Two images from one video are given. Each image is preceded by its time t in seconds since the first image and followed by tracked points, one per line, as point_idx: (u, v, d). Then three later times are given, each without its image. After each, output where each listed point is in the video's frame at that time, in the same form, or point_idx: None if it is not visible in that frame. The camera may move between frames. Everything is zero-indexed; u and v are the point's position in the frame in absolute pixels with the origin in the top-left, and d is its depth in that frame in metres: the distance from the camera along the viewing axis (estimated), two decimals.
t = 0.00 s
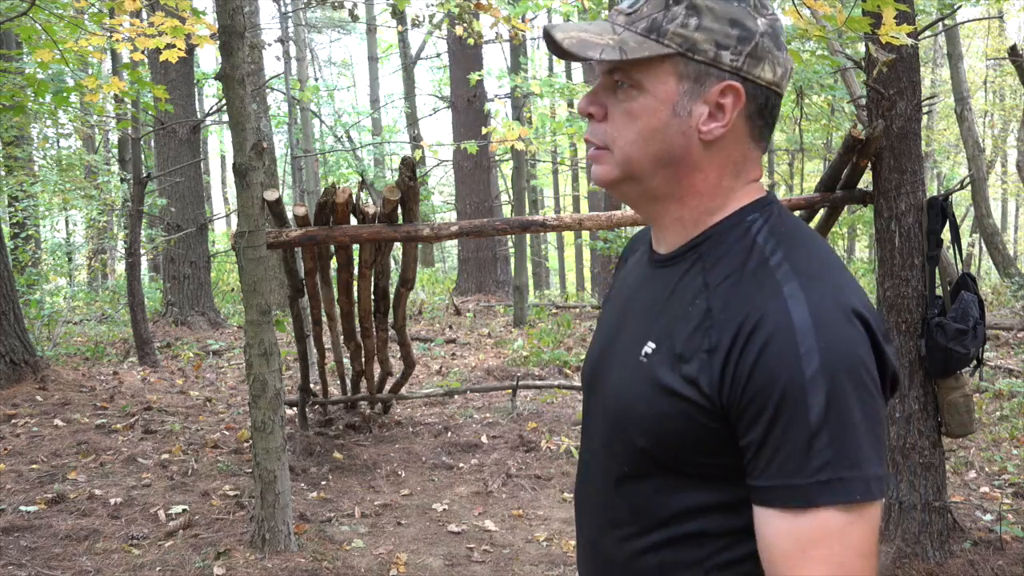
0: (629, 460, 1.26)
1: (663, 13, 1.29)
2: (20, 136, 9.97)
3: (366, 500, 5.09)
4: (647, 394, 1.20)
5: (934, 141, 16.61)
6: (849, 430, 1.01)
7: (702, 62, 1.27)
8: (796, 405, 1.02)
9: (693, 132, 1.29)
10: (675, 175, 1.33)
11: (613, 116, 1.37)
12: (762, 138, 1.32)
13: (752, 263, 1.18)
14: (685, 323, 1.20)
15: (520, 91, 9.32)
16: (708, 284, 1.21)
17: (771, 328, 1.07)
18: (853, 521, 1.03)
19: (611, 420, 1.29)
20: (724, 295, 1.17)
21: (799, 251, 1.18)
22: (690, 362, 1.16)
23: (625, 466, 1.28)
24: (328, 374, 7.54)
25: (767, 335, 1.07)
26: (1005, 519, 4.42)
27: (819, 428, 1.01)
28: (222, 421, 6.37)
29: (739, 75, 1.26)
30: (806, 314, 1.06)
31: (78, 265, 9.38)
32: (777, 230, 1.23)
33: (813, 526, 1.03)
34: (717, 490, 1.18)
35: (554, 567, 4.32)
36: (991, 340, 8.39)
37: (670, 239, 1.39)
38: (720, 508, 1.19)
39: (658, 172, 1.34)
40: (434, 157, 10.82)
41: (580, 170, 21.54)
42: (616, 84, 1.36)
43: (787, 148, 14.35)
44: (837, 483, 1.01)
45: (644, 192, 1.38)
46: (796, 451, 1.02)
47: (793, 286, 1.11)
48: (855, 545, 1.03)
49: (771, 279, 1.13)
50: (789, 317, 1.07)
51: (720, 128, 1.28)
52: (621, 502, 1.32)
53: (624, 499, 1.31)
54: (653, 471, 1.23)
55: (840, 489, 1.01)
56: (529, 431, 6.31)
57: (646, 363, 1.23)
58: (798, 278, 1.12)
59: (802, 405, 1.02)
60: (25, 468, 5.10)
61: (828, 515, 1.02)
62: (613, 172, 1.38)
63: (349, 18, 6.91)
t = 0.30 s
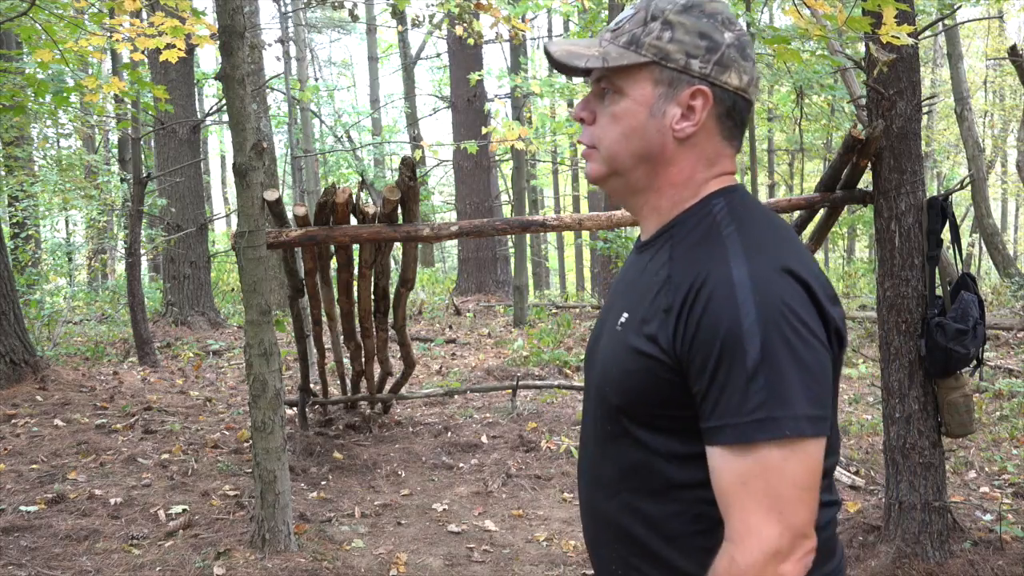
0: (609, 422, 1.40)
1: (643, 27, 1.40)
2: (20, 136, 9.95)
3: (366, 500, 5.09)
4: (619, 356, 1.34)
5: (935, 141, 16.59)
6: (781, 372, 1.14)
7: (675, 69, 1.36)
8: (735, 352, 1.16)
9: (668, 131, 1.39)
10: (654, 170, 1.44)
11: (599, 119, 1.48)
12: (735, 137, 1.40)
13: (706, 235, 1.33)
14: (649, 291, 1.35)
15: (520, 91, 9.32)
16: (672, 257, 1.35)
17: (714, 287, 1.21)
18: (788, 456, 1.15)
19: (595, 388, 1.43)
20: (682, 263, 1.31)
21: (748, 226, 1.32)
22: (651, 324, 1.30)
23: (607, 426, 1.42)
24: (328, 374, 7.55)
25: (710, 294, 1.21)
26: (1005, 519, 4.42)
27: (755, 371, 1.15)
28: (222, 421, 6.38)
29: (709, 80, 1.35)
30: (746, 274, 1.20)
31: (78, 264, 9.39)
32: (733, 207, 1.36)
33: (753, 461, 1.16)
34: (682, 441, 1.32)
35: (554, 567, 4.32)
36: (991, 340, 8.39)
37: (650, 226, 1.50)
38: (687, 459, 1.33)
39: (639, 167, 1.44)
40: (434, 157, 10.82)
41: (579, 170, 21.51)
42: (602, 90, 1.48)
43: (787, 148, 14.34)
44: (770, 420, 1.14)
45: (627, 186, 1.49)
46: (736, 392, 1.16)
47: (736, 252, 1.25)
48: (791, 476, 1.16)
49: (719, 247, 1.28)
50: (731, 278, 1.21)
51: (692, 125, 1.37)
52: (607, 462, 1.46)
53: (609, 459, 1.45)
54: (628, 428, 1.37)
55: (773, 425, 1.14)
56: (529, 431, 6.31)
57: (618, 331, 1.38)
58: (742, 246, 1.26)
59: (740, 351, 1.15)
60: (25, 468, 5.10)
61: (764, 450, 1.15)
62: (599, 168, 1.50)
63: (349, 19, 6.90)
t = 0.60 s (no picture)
0: (615, 416, 1.46)
1: (619, 56, 1.51)
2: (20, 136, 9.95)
3: (366, 500, 5.09)
4: (620, 353, 1.40)
5: (935, 141, 16.58)
6: (777, 356, 1.20)
7: (651, 91, 1.47)
8: (731, 339, 1.22)
9: (652, 147, 1.49)
10: (642, 183, 1.52)
11: (588, 141, 1.58)
12: (714, 147, 1.49)
13: (701, 234, 1.40)
14: (648, 290, 1.41)
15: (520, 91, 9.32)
16: (671, 256, 1.42)
17: (710, 281, 1.28)
18: (789, 431, 1.20)
19: (598, 385, 1.49)
20: (679, 262, 1.37)
21: (742, 224, 1.38)
22: (651, 321, 1.36)
23: (612, 419, 1.47)
24: (328, 374, 7.55)
25: (706, 287, 1.28)
26: (1005, 518, 4.42)
27: (751, 359, 1.20)
28: (222, 421, 6.38)
29: (684, 97, 1.44)
30: (739, 270, 1.27)
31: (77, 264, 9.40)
32: (725, 208, 1.44)
33: (756, 441, 1.21)
34: (686, 429, 1.37)
35: (554, 567, 4.32)
36: (991, 340, 8.39)
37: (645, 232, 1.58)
38: (691, 444, 1.38)
39: (628, 183, 1.53)
40: (434, 157, 10.83)
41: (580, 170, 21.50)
42: (588, 116, 1.58)
43: (787, 148, 14.34)
44: (769, 400, 1.19)
45: (619, 203, 1.58)
46: (734, 377, 1.21)
47: (729, 249, 1.32)
48: (793, 453, 1.21)
49: (712, 246, 1.35)
50: (725, 273, 1.27)
51: (672, 141, 1.47)
52: (612, 454, 1.51)
53: (614, 450, 1.51)
54: (632, 420, 1.43)
55: (771, 404, 1.19)
56: (529, 431, 6.31)
57: (620, 329, 1.43)
58: (734, 243, 1.33)
59: (735, 341, 1.21)
60: (25, 468, 5.10)
61: (767, 428, 1.20)
62: (593, 186, 1.59)
63: (349, 18, 6.90)
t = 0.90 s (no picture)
0: (627, 413, 1.46)
1: (654, 55, 1.49)
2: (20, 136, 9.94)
3: (366, 500, 5.09)
4: (634, 350, 1.40)
5: (934, 141, 16.58)
6: (791, 360, 1.20)
7: (686, 91, 1.46)
8: (746, 341, 1.22)
9: (684, 147, 1.49)
10: (672, 184, 1.52)
11: (619, 139, 1.56)
12: (743, 149, 1.51)
13: (719, 235, 1.39)
14: (664, 289, 1.41)
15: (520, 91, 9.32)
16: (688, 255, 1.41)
17: (727, 283, 1.27)
18: (802, 435, 1.20)
19: (612, 380, 1.49)
20: (695, 263, 1.37)
21: (760, 228, 1.38)
22: (665, 319, 1.36)
23: (624, 415, 1.47)
24: (327, 374, 7.55)
25: (722, 288, 1.27)
26: (1005, 518, 4.43)
27: (765, 362, 1.20)
28: (222, 421, 6.38)
29: (718, 99, 1.45)
30: (756, 272, 1.26)
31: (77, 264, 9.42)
32: (746, 212, 1.43)
33: (770, 444, 1.21)
34: (700, 430, 1.37)
35: (554, 567, 4.32)
36: (991, 340, 8.40)
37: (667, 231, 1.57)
38: (705, 445, 1.37)
39: (658, 182, 1.53)
40: (434, 157, 10.83)
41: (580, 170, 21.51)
42: (619, 113, 1.56)
43: (787, 148, 14.35)
44: (783, 404, 1.20)
45: (646, 202, 1.57)
46: (750, 379, 1.21)
47: (747, 251, 1.31)
48: (807, 456, 1.22)
49: (730, 248, 1.34)
50: (742, 275, 1.27)
51: (706, 142, 1.47)
52: (622, 451, 1.52)
53: (625, 447, 1.51)
54: (645, 417, 1.42)
55: (786, 408, 1.20)
56: (529, 431, 6.31)
57: (635, 326, 1.43)
58: (751, 246, 1.33)
59: (750, 343, 1.21)
60: (25, 468, 5.10)
61: (781, 431, 1.20)
62: (621, 185, 1.58)
63: (349, 18, 6.89)
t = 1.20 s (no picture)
0: (655, 429, 1.39)
1: (713, 41, 1.40)
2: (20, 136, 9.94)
3: (366, 500, 5.09)
4: (669, 364, 1.33)
5: (934, 141, 16.58)
6: (848, 388, 1.13)
7: (746, 84, 1.38)
8: (801, 366, 1.14)
9: (739, 144, 1.42)
10: (721, 182, 1.45)
11: (665, 130, 1.47)
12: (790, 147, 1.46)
13: (765, 246, 1.32)
14: (705, 300, 1.33)
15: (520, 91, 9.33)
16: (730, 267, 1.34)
17: (779, 300, 1.19)
18: (855, 470, 1.14)
19: (639, 392, 1.41)
20: (740, 276, 1.29)
21: (810, 238, 1.30)
22: (706, 334, 1.28)
23: (651, 433, 1.40)
24: (328, 374, 7.56)
25: (776, 306, 1.19)
26: (1005, 518, 4.43)
27: (822, 388, 1.13)
28: (222, 421, 6.38)
29: (777, 94, 1.38)
30: (810, 289, 1.19)
31: (77, 264, 9.43)
32: (793, 220, 1.36)
33: (820, 478, 1.15)
34: (736, 454, 1.30)
35: (554, 567, 4.32)
36: (990, 339, 8.40)
37: (705, 232, 1.50)
38: (742, 469, 1.31)
39: (706, 179, 1.45)
40: (434, 157, 10.83)
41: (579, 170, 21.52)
42: (668, 102, 1.46)
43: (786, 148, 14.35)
44: (837, 437, 1.13)
45: (688, 199, 1.49)
46: (802, 408, 1.14)
47: (800, 265, 1.23)
48: (857, 492, 1.15)
49: (780, 260, 1.26)
50: (795, 292, 1.19)
51: (761, 138, 1.41)
52: (648, 470, 1.45)
53: (651, 467, 1.44)
54: (676, 437, 1.36)
55: (839, 441, 1.13)
56: (529, 431, 6.31)
57: (669, 339, 1.36)
58: (803, 259, 1.25)
59: (806, 368, 1.14)
60: (25, 468, 5.10)
61: (833, 465, 1.14)
62: (663, 179, 1.49)
63: (349, 19, 6.89)
